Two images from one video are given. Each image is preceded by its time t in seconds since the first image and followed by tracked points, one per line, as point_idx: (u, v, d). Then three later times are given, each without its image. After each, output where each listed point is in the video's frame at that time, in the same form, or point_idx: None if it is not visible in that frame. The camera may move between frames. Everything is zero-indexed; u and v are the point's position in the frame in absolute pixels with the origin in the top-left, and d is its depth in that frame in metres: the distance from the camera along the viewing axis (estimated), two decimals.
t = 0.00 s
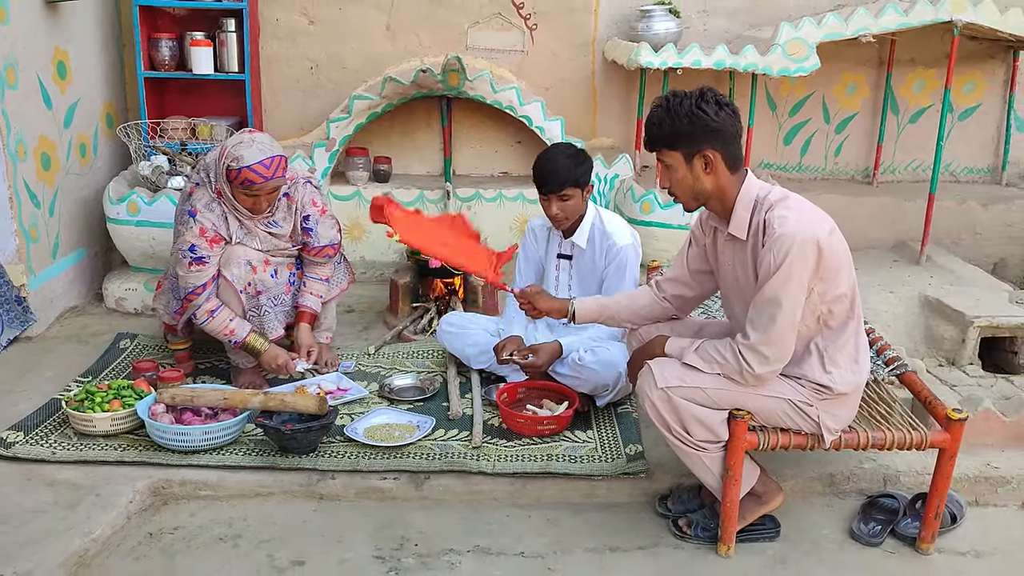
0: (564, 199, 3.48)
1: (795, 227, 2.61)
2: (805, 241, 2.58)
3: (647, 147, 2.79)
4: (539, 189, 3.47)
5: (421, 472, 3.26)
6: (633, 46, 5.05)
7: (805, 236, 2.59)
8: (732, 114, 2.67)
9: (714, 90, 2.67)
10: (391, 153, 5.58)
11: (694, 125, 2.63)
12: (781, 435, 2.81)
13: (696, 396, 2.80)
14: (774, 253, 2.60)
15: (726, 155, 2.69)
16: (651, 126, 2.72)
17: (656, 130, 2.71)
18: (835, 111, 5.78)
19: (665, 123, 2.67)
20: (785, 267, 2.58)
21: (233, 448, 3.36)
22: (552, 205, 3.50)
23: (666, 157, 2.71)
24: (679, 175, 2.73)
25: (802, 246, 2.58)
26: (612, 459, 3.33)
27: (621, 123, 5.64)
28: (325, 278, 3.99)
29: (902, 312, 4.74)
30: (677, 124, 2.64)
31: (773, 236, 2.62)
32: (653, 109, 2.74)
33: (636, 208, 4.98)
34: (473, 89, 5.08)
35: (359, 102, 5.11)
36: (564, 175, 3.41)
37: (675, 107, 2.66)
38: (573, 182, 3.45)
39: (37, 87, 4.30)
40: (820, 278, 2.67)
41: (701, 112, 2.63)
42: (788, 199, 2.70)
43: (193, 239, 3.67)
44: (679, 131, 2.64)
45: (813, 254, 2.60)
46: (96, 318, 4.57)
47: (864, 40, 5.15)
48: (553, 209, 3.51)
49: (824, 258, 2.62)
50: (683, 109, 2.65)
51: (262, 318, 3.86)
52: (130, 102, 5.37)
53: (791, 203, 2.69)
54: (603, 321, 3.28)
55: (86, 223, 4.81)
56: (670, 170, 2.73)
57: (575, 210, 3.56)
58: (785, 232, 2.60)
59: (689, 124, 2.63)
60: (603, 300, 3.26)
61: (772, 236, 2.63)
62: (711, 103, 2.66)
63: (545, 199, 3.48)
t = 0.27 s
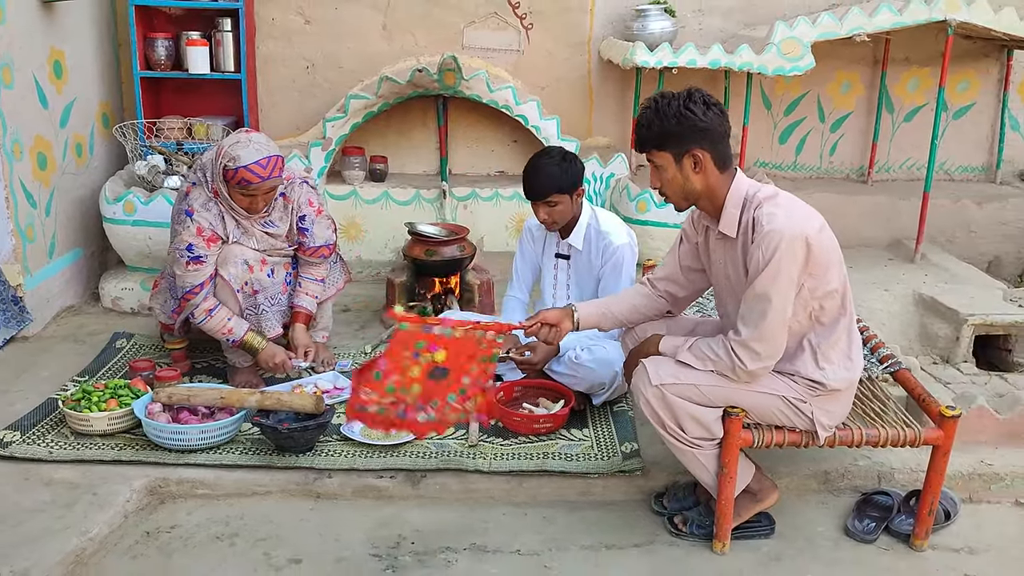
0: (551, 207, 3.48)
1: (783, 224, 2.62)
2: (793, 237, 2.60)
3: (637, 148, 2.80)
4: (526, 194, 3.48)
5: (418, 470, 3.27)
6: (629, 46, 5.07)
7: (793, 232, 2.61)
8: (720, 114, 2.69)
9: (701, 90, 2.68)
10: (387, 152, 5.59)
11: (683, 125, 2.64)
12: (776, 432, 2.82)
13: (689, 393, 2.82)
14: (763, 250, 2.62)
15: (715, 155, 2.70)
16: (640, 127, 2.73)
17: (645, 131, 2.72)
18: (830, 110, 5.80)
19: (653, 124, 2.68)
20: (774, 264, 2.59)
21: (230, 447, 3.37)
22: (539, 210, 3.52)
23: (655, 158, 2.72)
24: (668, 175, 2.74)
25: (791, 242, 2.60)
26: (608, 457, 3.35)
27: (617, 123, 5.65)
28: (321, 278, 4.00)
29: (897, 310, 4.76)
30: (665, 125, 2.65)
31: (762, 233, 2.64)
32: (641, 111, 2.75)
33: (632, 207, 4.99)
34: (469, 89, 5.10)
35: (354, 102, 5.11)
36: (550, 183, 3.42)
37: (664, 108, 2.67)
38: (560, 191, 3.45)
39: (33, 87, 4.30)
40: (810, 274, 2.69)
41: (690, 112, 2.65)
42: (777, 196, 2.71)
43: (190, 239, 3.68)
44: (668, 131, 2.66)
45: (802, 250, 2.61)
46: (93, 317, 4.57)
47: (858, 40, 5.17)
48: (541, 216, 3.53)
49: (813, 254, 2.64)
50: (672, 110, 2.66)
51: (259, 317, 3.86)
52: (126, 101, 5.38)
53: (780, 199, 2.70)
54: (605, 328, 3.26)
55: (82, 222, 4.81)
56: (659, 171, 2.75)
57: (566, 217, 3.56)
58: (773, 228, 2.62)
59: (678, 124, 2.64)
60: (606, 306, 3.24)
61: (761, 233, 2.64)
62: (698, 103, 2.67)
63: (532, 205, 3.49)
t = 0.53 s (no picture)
0: (550, 200, 3.50)
1: (772, 220, 2.64)
2: (782, 233, 2.61)
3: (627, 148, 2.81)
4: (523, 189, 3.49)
5: (414, 468, 3.28)
6: (624, 44, 5.08)
7: (782, 228, 2.62)
8: (709, 113, 2.70)
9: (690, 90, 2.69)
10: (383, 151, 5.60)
11: (672, 125, 2.65)
12: (770, 429, 2.82)
13: (683, 391, 2.83)
14: (752, 246, 2.63)
15: (705, 154, 2.71)
16: (630, 127, 2.74)
17: (635, 131, 2.73)
18: (825, 109, 5.82)
19: (643, 123, 2.69)
20: (763, 260, 2.61)
21: (227, 445, 3.38)
22: (538, 205, 3.53)
23: (645, 158, 2.74)
24: (658, 175, 2.75)
25: (780, 238, 2.62)
26: (604, 454, 3.36)
27: (612, 121, 5.66)
28: (317, 276, 4.01)
29: (892, 308, 4.78)
30: (654, 125, 2.66)
31: (751, 229, 2.66)
32: (631, 111, 2.76)
33: (628, 205, 5.01)
34: (465, 87, 5.11)
35: (351, 100, 5.12)
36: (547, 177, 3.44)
37: (653, 108, 2.68)
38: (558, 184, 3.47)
39: (29, 86, 4.31)
40: (800, 270, 2.71)
41: (679, 112, 2.66)
42: (765, 193, 2.73)
43: (187, 237, 3.68)
44: (657, 131, 2.67)
45: (791, 246, 2.63)
46: (90, 316, 4.58)
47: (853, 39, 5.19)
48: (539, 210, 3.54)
49: (802, 249, 2.66)
50: (661, 110, 2.67)
51: (254, 315, 3.90)
52: (122, 100, 5.38)
53: (768, 196, 2.72)
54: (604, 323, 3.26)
55: (79, 221, 4.81)
56: (650, 170, 2.76)
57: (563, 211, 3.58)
58: (762, 224, 2.64)
59: (667, 124, 2.65)
60: (605, 300, 3.26)
61: (750, 230, 2.66)
62: (687, 103, 2.68)
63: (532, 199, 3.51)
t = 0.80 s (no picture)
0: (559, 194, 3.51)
1: (767, 219, 2.65)
2: (777, 232, 2.63)
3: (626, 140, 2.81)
4: (530, 188, 3.50)
5: (411, 466, 3.28)
6: (621, 43, 5.09)
7: (776, 228, 2.64)
8: (712, 113, 2.70)
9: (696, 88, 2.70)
10: (379, 150, 5.61)
11: (674, 121, 2.66)
12: (765, 427, 2.84)
13: (678, 390, 2.84)
14: (747, 246, 2.64)
15: (703, 152, 2.72)
16: (632, 120, 2.75)
17: (637, 124, 2.74)
18: (821, 108, 5.83)
19: (646, 117, 2.70)
20: (758, 260, 2.62)
21: (224, 443, 3.38)
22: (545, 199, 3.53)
23: (644, 151, 2.74)
24: (655, 170, 2.76)
25: (774, 238, 2.63)
26: (600, 452, 3.37)
27: (609, 120, 5.67)
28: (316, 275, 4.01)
29: (887, 306, 4.79)
30: (657, 119, 2.67)
31: (745, 229, 2.66)
32: (635, 104, 2.76)
33: (624, 204, 5.02)
34: (462, 86, 5.11)
35: (348, 99, 5.12)
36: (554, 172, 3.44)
37: (657, 103, 2.69)
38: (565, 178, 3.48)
39: (25, 85, 4.31)
40: (795, 270, 2.72)
41: (682, 109, 2.67)
42: (761, 192, 2.73)
43: (182, 236, 3.69)
44: (659, 125, 2.68)
45: (785, 246, 2.64)
46: (86, 315, 4.58)
47: (849, 37, 5.20)
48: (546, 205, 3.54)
49: (797, 249, 2.67)
50: (665, 105, 2.68)
51: (252, 315, 3.88)
52: (119, 99, 5.38)
53: (764, 195, 2.73)
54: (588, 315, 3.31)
55: (75, 220, 4.81)
56: (648, 164, 2.77)
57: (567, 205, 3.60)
58: (757, 224, 2.64)
59: (669, 120, 2.66)
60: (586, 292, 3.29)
61: (745, 229, 2.67)
62: (692, 101, 2.69)
63: (541, 193, 3.51)
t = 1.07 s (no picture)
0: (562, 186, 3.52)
1: (764, 217, 2.66)
2: (773, 230, 2.63)
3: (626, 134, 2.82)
4: (533, 179, 3.50)
5: (408, 465, 3.29)
6: (617, 42, 5.09)
7: (773, 225, 2.64)
8: (713, 108, 2.71)
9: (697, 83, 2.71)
10: (376, 149, 5.61)
11: (675, 114, 2.67)
12: (761, 425, 2.86)
13: (675, 388, 2.84)
14: (744, 243, 2.65)
15: (703, 147, 2.73)
16: (632, 113, 2.75)
17: (637, 118, 2.74)
18: (817, 106, 5.84)
19: (647, 110, 2.71)
20: (755, 257, 2.63)
21: (222, 442, 3.39)
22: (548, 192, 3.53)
23: (644, 144, 2.75)
24: (654, 163, 2.76)
25: (771, 236, 2.64)
26: (597, 450, 3.38)
27: (606, 119, 5.68)
28: (315, 274, 4.01)
29: (884, 304, 4.80)
30: (658, 112, 2.68)
31: (742, 226, 2.67)
32: (636, 98, 2.77)
33: (621, 202, 5.03)
34: (459, 85, 5.11)
35: (344, 99, 5.12)
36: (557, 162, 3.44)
37: (658, 97, 2.70)
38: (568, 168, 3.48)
39: (22, 85, 4.31)
40: (791, 267, 2.73)
41: (683, 102, 2.68)
42: (758, 189, 2.74)
43: (179, 236, 3.69)
44: (660, 118, 2.68)
45: (782, 243, 2.65)
46: (83, 315, 4.58)
47: (845, 37, 5.21)
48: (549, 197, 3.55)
49: (793, 246, 2.68)
50: (666, 99, 2.69)
51: (250, 315, 3.86)
52: (115, 99, 5.38)
53: (761, 192, 2.73)
54: (583, 320, 3.32)
55: (72, 220, 4.81)
56: (647, 158, 2.77)
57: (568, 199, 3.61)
58: (754, 221, 2.65)
59: (670, 113, 2.67)
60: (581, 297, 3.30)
61: (742, 227, 2.68)
62: (693, 95, 2.70)
63: (543, 185, 3.51)
